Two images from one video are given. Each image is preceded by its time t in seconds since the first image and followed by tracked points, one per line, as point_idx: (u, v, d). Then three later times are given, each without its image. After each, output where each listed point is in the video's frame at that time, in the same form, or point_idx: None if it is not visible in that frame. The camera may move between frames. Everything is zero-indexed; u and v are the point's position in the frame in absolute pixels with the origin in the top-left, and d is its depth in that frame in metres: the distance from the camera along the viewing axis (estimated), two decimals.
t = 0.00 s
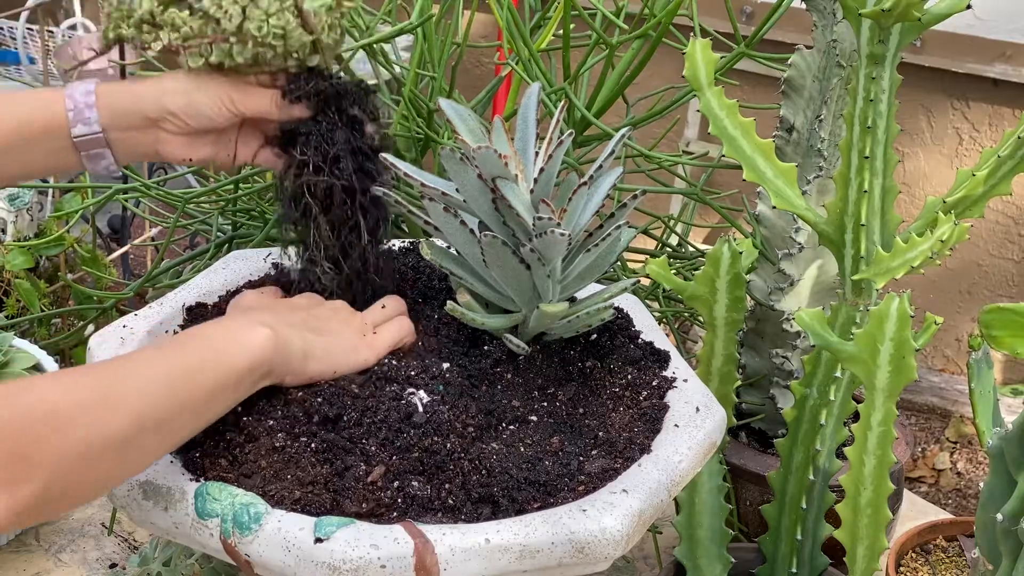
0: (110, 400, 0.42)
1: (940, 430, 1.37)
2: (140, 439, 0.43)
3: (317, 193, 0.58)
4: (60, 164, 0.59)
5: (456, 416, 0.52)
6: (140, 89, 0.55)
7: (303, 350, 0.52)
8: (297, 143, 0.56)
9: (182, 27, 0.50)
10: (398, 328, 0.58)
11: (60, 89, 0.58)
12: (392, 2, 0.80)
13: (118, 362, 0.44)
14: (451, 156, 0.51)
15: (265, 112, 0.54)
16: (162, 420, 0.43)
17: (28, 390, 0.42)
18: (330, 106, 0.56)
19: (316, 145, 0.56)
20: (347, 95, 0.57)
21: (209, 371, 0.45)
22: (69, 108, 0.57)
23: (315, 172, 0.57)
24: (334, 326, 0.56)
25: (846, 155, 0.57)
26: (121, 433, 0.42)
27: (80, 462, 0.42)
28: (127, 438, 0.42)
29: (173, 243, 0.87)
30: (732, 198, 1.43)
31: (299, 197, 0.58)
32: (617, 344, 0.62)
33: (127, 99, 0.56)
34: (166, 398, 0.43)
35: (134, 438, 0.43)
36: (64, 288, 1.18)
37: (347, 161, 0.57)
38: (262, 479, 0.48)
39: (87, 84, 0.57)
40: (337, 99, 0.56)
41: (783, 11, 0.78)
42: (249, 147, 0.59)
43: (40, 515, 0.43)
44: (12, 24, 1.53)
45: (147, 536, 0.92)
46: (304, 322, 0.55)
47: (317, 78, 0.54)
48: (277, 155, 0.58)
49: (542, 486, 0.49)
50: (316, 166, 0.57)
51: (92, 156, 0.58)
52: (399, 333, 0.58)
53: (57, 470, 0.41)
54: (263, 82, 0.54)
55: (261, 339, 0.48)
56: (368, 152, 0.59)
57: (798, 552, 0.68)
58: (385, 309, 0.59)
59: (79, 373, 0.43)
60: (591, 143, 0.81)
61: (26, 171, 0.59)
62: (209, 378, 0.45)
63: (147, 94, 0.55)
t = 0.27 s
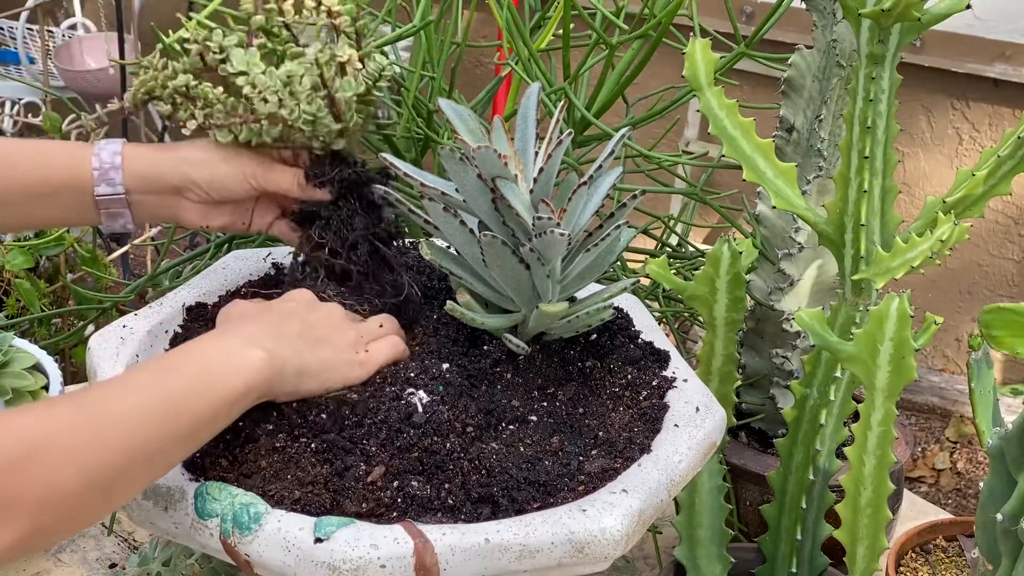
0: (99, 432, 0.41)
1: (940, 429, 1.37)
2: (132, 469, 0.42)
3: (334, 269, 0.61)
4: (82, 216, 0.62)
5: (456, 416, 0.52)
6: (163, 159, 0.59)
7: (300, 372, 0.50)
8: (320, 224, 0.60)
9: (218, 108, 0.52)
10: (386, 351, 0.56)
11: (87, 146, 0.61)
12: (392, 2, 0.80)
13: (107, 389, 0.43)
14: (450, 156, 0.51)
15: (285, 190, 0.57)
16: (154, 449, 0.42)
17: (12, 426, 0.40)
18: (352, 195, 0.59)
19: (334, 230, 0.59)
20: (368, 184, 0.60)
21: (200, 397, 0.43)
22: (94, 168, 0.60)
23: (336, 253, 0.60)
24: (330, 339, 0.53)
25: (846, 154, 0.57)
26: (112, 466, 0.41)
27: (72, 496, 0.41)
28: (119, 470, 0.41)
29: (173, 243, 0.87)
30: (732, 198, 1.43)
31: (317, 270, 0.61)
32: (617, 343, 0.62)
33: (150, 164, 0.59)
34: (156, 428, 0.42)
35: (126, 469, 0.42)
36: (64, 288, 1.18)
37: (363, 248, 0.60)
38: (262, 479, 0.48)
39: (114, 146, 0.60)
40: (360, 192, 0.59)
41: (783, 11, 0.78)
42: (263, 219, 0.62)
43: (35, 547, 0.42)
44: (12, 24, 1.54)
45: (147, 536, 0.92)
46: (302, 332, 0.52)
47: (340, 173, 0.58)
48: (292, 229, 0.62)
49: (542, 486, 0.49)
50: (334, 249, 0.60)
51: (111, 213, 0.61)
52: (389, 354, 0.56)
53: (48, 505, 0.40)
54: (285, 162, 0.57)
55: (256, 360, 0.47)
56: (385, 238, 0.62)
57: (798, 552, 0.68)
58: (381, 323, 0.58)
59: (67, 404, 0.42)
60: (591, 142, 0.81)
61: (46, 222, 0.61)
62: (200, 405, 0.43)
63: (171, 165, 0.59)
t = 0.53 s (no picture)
0: (105, 434, 0.41)
1: (940, 430, 1.37)
2: (139, 470, 0.42)
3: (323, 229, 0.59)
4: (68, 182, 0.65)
5: (455, 416, 0.52)
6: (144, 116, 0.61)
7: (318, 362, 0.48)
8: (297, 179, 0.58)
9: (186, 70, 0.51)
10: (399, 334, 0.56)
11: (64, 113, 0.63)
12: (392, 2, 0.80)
13: (114, 387, 0.42)
14: (450, 156, 0.51)
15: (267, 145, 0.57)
16: (161, 449, 0.42)
17: (19, 425, 0.40)
18: (332, 149, 0.57)
19: (317, 189, 0.57)
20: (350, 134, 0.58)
21: (207, 397, 0.43)
22: (73, 135, 0.62)
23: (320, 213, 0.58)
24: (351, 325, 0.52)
25: (846, 154, 0.57)
26: (119, 467, 0.41)
27: (81, 495, 0.41)
28: (127, 470, 0.42)
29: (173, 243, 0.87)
30: (732, 197, 1.43)
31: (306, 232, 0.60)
32: (617, 344, 0.62)
33: (129, 130, 0.61)
34: (162, 429, 0.42)
35: (133, 469, 0.42)
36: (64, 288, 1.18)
37: (349, 203, 0.58)
38: (262, 479, 0.48)
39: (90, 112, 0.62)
40: (340, 141, 0.57)
41: (782, 11, 0.78)
42: (249, 169, 0.61)
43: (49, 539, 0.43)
44: (13, 24, 1.54)
45: (146, 536, 0.92)
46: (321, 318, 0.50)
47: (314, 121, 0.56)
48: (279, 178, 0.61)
49: (541, 487, 0.49)
50: (318, 209, 0.58)
51: (96, 177, 0.64)
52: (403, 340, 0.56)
53: (58, 504, 0.41)
54: (264, 116, 0.57)
55: (271, 357, 0.45)
56: (372, 189, 0.60)
57: (797, 552, 0.68)
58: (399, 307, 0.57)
59: (73, 403, 0.42)
60: (591, 142, 0.81)
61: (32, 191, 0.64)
62: (205, 406, 0.43)
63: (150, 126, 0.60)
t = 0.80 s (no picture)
0: (137, 374, 0.44)
1: (940, 430, 1.37)
2: (165, 412, 0.44)
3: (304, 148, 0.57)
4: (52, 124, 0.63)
5: (455, 415, 0.52)
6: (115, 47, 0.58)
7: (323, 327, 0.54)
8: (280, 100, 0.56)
9: None
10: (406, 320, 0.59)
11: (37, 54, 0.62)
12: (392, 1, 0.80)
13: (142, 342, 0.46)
14: (450, 156, 0.51)
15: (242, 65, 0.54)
16: (186, 394, 0.45)
17: (57, 364, 0.43)
18: (307, 61, 0.55)
19: (296, 103, 0.55)
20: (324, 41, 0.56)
21: (230, 349, 0.47)
22: (46, 75, 0.60)
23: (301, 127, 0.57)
24: (353, 307, 0.57)
25: (846, 154, 0.57)
26: (148, 407, 0.44)
27: (109, 434, 0.43)
28: (154, 411, 0.44)
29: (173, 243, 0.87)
30: (732, 197, 1.43)
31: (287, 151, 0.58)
32: (616, 344, 0.62)
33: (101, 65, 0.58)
34: (190, 375, 0.45)
35: (159, 411, 0.44)
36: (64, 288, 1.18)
37: (331, 117, 0.56)
38: (262, 479, 0.48)
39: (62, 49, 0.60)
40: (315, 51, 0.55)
41: (782, 11, 0.78)
42: (231, 93, 0.59)
43: (65, 490, 0.44)
44: (13, 24, 1.54)
45: (146, 536, 0.92)
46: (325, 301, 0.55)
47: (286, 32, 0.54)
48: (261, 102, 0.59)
49: (542, 486, 0.49)
50: (298, 124, 0.56)
51: (76, 117, 0.62)
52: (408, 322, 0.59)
53: (85, 442, 0.42)
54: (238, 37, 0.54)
55: (281, 319, 0.50)
56: (354, 101, 0.58)
57: (797, 552, 0.68)
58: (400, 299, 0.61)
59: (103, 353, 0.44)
60: (591, 142, 0.81)
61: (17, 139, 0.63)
62: (229, 357, 0.47)
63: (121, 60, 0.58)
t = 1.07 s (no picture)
0: (140, 371, 0.44)
1: (940, 430, 1.37)
2: (167, 409, 0.45)
3: (288, 133, 0.57)
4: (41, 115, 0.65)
5: (455, 416, 0.52)
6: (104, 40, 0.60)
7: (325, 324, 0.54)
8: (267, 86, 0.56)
9: None
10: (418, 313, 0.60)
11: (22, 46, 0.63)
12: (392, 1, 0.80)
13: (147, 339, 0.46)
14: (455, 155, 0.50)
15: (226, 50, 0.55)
16: (188, 392, 0.45)
17: (61, 359, 0.43)
18: (292, 47, 0.55)
19: (281, 89, 0.56)
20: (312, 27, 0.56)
21: (232, 347, 0.47)
22: (34, 66, 0.62)
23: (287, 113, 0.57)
24: (361, 304, 0.58)
25: (846, 155, 0.57)
26: (150, 403, 0.44)
27: (111, 430, 0.43)
28: (156, 408, 0.44)
29: (173, 243, 0.87)
30: (732, 197, 1.43)
31: (273, 138, 0.59)
32: (617, 344, 0.62)
33: (88, 55, 0.60)
34: (193, 372, 0.45)
35: (161, 408, 0.44)
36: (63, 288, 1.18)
37: (316, 104, 0.56)
38: (262, 479, 0.48)
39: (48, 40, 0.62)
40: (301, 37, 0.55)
41: (783, 11, 0.78)
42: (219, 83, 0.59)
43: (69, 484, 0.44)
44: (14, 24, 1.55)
45: (146, 536, 0.92)
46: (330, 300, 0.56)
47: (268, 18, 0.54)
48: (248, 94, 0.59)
49: (542, 486, 0.49)
50: (284, 110, 0.56)
51: (64, 108, 0.64)
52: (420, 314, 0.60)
53: (88, 437, 0.43)
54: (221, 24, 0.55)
55: (283, 318, 0.51)
56: (339, 89, 0.58)
57: (797, 552, 0.68)
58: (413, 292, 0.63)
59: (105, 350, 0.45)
60: (591, 142, 0.81)
61: (8, 132, 0.65)
62: (232, 355, 0.47)
63: (109, 50, 0.59)
